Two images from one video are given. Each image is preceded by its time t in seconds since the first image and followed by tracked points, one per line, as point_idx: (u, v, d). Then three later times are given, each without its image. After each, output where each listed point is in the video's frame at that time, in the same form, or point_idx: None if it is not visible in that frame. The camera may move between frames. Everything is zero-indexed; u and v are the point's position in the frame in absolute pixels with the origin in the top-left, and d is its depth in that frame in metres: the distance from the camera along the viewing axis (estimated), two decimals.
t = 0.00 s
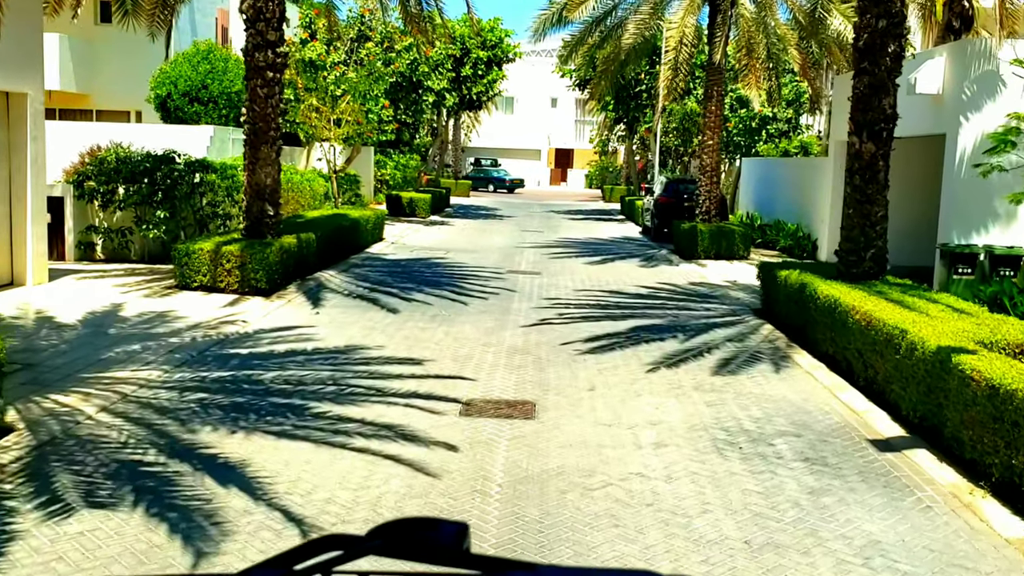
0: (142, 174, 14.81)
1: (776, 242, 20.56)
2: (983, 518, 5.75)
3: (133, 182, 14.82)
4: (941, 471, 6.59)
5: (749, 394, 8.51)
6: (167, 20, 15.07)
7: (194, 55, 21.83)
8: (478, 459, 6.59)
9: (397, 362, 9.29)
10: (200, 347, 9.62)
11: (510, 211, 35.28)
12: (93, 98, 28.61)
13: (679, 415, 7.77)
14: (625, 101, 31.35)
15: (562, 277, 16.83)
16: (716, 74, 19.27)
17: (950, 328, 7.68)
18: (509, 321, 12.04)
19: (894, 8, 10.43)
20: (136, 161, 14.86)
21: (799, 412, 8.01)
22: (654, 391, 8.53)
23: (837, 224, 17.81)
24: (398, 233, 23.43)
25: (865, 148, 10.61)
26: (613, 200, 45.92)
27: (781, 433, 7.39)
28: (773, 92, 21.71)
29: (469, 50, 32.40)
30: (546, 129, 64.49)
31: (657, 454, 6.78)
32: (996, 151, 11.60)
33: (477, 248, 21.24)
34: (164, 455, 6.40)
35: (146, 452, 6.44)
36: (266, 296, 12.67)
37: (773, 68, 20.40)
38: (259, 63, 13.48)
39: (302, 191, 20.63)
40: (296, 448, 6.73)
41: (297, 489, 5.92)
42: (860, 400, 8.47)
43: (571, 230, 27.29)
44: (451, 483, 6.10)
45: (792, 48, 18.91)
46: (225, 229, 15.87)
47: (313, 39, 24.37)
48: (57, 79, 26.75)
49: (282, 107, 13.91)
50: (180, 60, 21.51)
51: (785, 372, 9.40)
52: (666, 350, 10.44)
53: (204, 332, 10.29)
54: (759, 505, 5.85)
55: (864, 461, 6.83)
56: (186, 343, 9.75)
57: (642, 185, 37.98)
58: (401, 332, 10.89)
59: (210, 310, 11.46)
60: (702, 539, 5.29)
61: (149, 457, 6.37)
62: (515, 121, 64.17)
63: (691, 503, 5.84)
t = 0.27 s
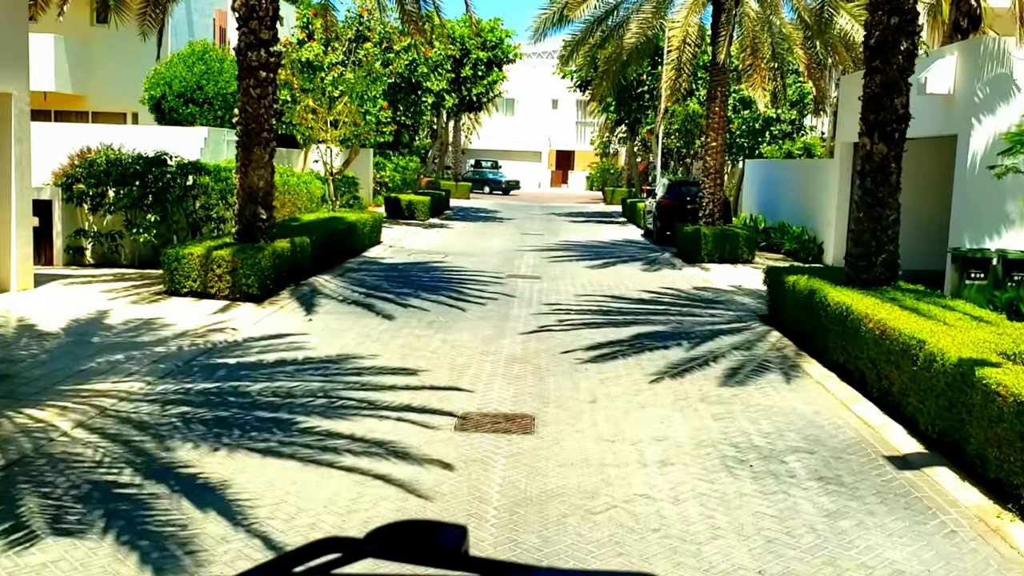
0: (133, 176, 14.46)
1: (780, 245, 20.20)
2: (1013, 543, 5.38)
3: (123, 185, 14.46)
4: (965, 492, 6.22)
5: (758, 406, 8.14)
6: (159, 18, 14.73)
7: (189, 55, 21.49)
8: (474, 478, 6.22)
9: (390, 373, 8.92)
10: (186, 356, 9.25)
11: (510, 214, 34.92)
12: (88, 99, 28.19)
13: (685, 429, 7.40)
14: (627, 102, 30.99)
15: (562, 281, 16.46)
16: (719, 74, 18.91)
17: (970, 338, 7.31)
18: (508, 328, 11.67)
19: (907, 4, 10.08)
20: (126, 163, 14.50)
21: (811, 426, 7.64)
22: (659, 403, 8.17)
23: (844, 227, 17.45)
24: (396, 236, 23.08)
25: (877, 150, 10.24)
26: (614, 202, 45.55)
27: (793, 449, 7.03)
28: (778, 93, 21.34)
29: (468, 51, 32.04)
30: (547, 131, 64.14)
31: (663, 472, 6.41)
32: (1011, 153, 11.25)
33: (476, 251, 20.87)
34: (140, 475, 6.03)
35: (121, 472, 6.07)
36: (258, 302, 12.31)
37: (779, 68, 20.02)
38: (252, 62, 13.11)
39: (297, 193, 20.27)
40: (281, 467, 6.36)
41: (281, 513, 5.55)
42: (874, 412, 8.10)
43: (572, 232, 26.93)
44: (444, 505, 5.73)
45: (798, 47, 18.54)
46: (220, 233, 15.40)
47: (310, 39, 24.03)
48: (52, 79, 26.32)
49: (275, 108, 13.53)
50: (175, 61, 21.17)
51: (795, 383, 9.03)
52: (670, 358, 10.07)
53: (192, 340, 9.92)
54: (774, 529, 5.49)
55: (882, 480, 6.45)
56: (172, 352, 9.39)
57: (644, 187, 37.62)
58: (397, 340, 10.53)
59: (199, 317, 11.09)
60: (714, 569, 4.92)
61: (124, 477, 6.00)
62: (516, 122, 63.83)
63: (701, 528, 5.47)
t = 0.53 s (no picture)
0: (124, 182, 14.11)
1: (786, 252, 19.85)
2: None
3: (114, 190, 14.12)
4: (992, 518, 5.85)
5: (769, 423, 7.76)
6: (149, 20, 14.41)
7: (183, 58, 21.18)
8: (469, 503, 5.84)
9: (384, 387, 8.54)
10: (171, 369, 8.88)
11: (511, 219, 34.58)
12: (84, 103, 27.90)
13: (693, 448, 7.03)
14: (628, 106, 30.66)
15: (563, 289, 16.10)
16: (722, 77, 18.58)
17: (993, 353, 6.93)
18: (507, 338, 11.30)
19: (920, 3, 9.73)
20: (117, 169, 14.16)
21: (825, 445, 7.26)
22: (665, 419, 7.80)
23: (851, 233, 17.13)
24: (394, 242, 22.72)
25: (889, 154, 9.87)
26: (616, 207, 45.20)
27: (807, 470, 6.65)
28: (782, 96, 21.01)
29: (468, 54, 31.73)
30: (548, 136, 63.87)
31: (671, 496, 6.04)
32: None
33: (476, 257, 20.52)
34: (114, 500, 5.65)
35: (93, 497, 5.69)
36: (250, 311, 11.93)
37: (783, 71, 19.68)
38: (244, 64, 12.77)
39: (293, 198, 19.92)
40: (265, 490, 5.98)
41: (262, 543, 5.18)
42: (890, 429, 7.72)
43: (574, 238, 26.58)
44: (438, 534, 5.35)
45: (803, 50, 18.21)
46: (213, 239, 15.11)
47: (307, 42, 23.72)
48: (46, 82, 26.05)
49: (268, 111, 13.18)
50: (169, 64, 20.85)
51: (806, 397, 8.65)
52: (676, 371, 9.69)
53: (179, 351, 9.55)
54: (791, 560, 5.11)
55: (903, 505, 6.07)
56: (157, 364, 9.01)
57: (646, 192, 37.28)
58: (392, 351, 10.17)
59: (188, 327, 10.72)
60: None
61: (95, 503, 5.62)
62: (517, 127, 63.56)
63: (712, 560, 5.09)
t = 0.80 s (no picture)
0: (108, 189, 13.65)
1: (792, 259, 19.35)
2: None
3: (99, 197, 13.64)
4: None
5: (784, 447, 7.25)
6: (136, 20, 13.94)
7: (175, 61, 20.71)
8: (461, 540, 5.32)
9: (372, 406, 8.03)
10: (147, 388, 8.37)
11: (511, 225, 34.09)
12: (77, 108, 27.44)
13: (704, 475, 6.52)
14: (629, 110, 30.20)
15: (564, 298, 15.59)
16: (726, 80, 18.11)
17: None
18: (505, 352, 10.79)
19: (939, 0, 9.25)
20: (101, 175, 13.69)
21: (845, 472, 6.74)
22: (672, 442, 7.29)
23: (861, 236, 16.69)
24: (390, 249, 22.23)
25: (906, 159, 9.38)
26: (617, 213, 44.69)
27: (828, 501, 6.14)
28: (788, 100, 20.53)
29: (467, 57, 31.28)
30: (548, 141, 63.43)
31: (681, 532, 5.53)
32: None
33: (474, 265, 20.03)
34: (70, 539, 5.14)
35: (47, 535, 5.18)
36: (236, 324, 11.43)
37: (789, 73, 19.20)
38: (232, 66, 12.29)
39: (287, 204, 19.44)
40: (237, 526, 5.47)
41: None
42: (914, 454, 7.20)
43: (574, 245, 26.08)
44: None
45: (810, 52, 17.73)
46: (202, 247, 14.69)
47: (302, 45, 23.26)
48: (38, 87, 25.59)
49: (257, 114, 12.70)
50: (161, 68, 20.40)
51: (822, 417, 8.13)
52: (683, 387, 9.19)
53: (158, 367, 9.05)
54: None
55: (934, 541, 5.56)
56: (133, 382, 8.50)
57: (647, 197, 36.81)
58: (383, 366, 9.66)
59: (170, 340, 10.21)
60: None
61: (49, 541, 5.10)
62: (516, 132, 63.12)
63: None
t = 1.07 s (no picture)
0: (97, 188, 13.24)
1: (797, 261, 18.96)
2: None
3: (87, 197, 13.23)
4: None
5: (796, 461, 6.87)
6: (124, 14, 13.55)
7: (169, 58, 20.33)
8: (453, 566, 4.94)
9: (363, 417, 7.65)
10: (127, 397, 7.98)
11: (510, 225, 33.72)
12: (71, 107, 27.06)
13: (713, 493, 6.15)
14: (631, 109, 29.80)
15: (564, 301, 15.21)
16: (731, 77, 17.73)
17: None
18: (503, 357, 10.42)
19: None
20: (89, 174, 13.28)
21: (863, 489, 6.36)
22: (679, 456, 6.91)
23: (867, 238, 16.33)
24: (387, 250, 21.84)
25: (921, 158, 8.99)
26: (618, 213, 44.28)
27: (846, 521, 5.76)
28: (793, 98, 20.13)
29: (466, 55, 30.87)
30: (549, 141, 63.04)
31: (690, 557, 5.15)
32: None
33: (473, 266, 19.64)
34: (30, 567, 4.75)
35: (6, 562, 4.80)
36: (225, 328, 11.05)
37: (795, 71, 18.79)
38: (222, 61, 11.89)
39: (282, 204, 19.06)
40: (213, 551, 5.08)
41: None
42: (934, 469, 6.81)
43: (575, 245, 25.70)
44: None
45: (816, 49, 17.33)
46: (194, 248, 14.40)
47: (299, 42, 22.87)
48: (31, 85, 25.22)
49: (248, 111, 12.30)
50: (154, 65, 20.02)
51: (834, 429, 7.75)
52: (688, 396, 8.81)
53: (141, 375, 8.67)
54: None
55: (960, 567, 5.17)
56: (112, 391, 8.11)
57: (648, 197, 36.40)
58: (376, 372, 9.28)
59: (155, 346, 9.84)
60: None
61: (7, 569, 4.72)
62: (517, 131, 62.72)
63: None
